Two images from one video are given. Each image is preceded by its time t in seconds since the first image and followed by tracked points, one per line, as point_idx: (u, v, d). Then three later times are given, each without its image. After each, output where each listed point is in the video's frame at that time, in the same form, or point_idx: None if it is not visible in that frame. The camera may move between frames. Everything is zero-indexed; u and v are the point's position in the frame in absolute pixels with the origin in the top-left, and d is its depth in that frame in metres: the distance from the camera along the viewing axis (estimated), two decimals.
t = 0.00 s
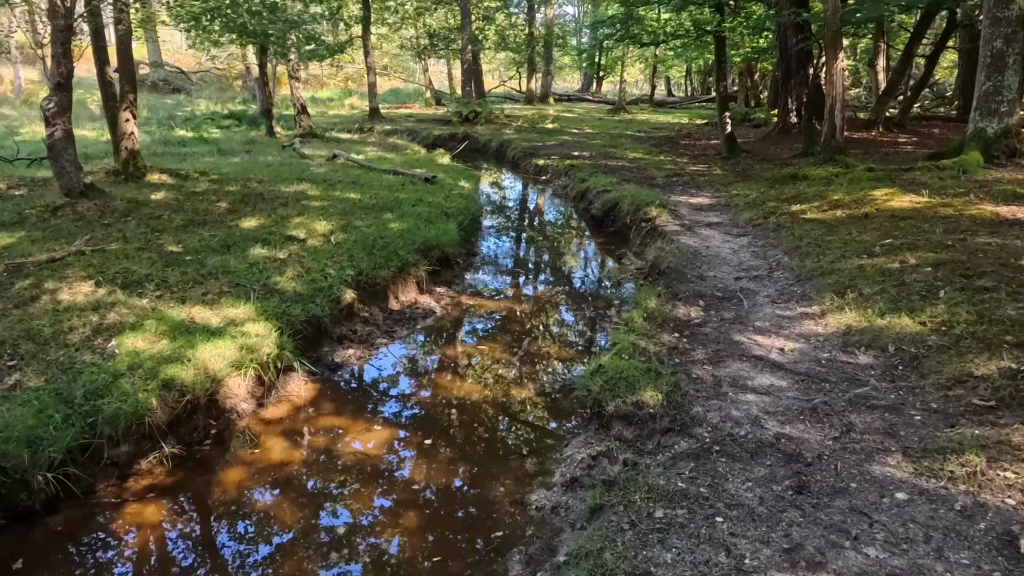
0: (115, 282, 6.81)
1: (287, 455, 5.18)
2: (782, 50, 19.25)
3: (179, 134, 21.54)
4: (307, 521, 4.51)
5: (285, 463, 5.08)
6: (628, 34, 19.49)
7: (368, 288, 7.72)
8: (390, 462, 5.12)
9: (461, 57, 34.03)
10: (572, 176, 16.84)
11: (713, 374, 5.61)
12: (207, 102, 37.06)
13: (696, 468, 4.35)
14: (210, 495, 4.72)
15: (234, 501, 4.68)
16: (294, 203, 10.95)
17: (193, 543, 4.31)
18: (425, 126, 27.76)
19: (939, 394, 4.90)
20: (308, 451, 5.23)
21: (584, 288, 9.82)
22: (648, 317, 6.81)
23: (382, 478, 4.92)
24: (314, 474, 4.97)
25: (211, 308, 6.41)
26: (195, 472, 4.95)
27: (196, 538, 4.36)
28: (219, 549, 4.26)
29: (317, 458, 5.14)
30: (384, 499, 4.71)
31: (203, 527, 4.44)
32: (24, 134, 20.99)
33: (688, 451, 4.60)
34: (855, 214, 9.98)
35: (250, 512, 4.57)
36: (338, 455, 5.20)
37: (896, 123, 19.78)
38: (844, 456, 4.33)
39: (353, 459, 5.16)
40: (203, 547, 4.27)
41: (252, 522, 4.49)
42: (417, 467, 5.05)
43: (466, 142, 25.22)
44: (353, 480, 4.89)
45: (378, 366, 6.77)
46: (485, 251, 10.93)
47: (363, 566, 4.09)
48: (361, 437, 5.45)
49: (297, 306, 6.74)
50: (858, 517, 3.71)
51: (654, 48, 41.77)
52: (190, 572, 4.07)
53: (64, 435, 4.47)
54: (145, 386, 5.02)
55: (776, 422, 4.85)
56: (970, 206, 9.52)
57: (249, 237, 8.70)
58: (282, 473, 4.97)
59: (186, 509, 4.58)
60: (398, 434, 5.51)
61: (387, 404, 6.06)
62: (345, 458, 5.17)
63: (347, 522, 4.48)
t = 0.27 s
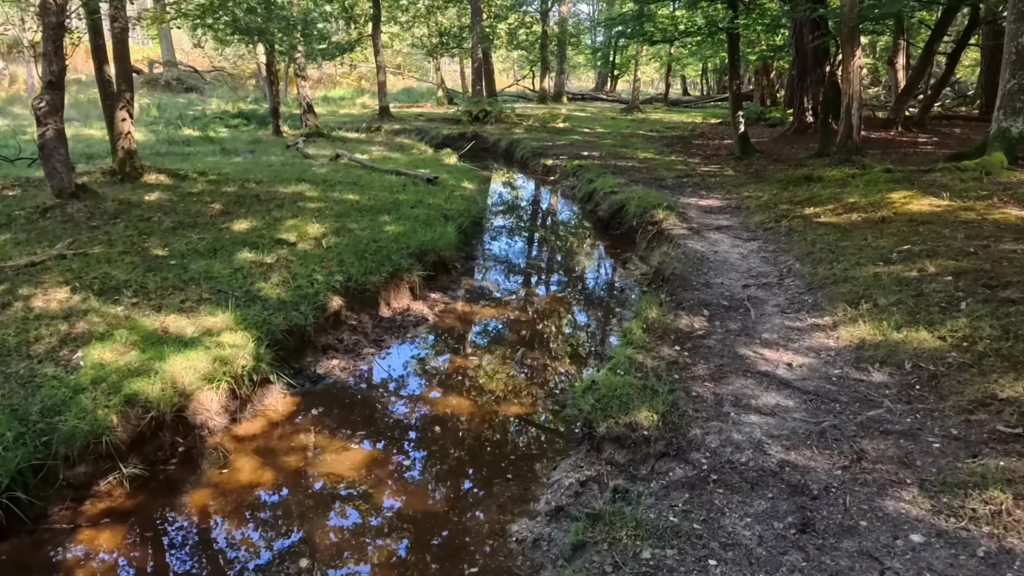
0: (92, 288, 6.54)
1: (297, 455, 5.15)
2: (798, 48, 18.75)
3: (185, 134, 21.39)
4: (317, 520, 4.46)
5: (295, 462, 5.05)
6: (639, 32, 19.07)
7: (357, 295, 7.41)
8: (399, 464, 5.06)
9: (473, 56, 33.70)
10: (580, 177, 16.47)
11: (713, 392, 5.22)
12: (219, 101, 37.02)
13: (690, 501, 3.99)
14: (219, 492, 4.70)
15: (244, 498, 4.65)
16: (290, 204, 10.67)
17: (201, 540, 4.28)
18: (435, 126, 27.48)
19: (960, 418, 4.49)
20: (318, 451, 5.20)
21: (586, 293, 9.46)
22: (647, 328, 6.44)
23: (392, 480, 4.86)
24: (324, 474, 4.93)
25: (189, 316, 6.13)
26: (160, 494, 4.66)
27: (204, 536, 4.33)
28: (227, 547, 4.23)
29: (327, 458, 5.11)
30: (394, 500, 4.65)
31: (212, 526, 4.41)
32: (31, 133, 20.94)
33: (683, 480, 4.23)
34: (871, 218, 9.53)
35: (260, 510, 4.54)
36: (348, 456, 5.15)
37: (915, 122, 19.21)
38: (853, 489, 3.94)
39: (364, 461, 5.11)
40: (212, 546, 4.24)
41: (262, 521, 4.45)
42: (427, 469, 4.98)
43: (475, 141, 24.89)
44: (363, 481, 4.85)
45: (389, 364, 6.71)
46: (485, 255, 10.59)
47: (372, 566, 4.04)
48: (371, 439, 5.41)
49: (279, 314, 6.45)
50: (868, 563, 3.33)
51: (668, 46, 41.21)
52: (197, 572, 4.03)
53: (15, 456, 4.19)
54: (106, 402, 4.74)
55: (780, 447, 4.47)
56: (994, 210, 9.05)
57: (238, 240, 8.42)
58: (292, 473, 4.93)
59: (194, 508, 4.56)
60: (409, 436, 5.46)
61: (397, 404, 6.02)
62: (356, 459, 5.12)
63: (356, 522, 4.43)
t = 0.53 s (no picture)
0: (65, 290, 6.25)
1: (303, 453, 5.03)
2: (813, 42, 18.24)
3: (189, 130, 21.18)
4: (323, 516, 4.35)
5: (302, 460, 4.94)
6: (648, 26, 18.63)
7: (345, 298, 7.07)
8: (407, 463, 4.93)
9: (481, 52, 33.31)
10: (586, 175, 16.08)
11: (717, 407, 4.83)
12: (227, 99, 36.89)
13: (688, 532, 3.62)
14: (223, 489, 4.59)
15: (249, 495, 4.55)
16: (284, 202, 10.35)
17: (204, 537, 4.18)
18: (442, 123, 27.14)
19: (988, 440, 4.08)
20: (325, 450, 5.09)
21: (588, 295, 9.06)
22: (649, 335, 6.05)
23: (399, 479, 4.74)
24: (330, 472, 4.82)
25: (163, 320, 5.82)
26: (119, 514, 4.33)
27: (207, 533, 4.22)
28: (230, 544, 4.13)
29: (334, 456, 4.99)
30: (402, 499, 4.52)
31: (216, 522, 4.31)
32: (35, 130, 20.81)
33: (682, 507, 3.85)
34: (888, 218, 9.09)
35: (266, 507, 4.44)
36: (356, 455, 5.03)
37: (933, 119, 18.66)
38: (870, 521, 3.54)
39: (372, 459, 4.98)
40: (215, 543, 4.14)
41: (267, 517, 4.35)
42: (435, 467, 4.85)
43: (482, 139, 24.52)
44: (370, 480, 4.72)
45: (396, 365, 6.54)
46: (484, 255, 10.23)
47: (379, 566, 3.92)
48: (378, 436, 5.28)
49: (260, 318, 6.12)
50: None
51: (681, 43, 40.63)
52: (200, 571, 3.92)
53: None
54: (63, 414, 4.42)
55: (789, 470, 4.07)
56: (1019, 210, 8.59)
57: (225, 239, 8.11)
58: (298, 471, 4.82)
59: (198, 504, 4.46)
60: (417, 432, 5.32)
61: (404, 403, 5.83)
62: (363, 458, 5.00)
63: (362, 520, 4.31)
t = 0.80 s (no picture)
0: (28, 298, 5.91)
1: (305, 455, 4.96)
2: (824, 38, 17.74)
3: (188, 129, 20.91)
4: (325, 519, 4.28)
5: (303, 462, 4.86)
6: (654, 22, 18.19)
7: (328, 305, 6.71)
8: (411, 464, 4.82)
9: (487, 49, 32.90)
10: (590, 174, 15.67)
11: (718, 431, 4.43)
12: (232, 96, 36.66)
13: None
14: (222, 490, 4.52)
15: (249, 496, 4.48)
16: (273, 203, 10.00)
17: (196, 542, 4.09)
18: (446, 121, 26.76)
19: (1020, 476, 3.66)
20: (328, 451, 5.01)
21: (586, 301, 8.66)
22: (647, 348, 5.65)
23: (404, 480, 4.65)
24: (333, 474, 4.74)
25: (128, 331, 5.47)
26: (60, 547, 3.97)
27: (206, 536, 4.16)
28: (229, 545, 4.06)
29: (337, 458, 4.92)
30: (406, 501, 4.45)
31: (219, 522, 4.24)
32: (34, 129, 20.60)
33: (676, 550, 3.45)
34: (903, 222, 8.64)
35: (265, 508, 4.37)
36: (360, 456, 4.95)
37: (948, 118, 18.12)
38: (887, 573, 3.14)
39: (376, 459, 4.90)
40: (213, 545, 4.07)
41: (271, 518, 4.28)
42: (440, 469, 4.75)
43: (486, 137, 24.12)
44: (375, 481, 4.64)
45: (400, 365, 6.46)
46: (480, 258, 9.85)
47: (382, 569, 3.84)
48: (383, 437, 5.18)
49: (233, 329, 5.76)
50: None
51: (690, 40, 40.07)
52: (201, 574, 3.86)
53: None
54: (4, 438, 4.07)
55: (797, 508, 3.67)
56: None
57: (205, 242, 7.76)
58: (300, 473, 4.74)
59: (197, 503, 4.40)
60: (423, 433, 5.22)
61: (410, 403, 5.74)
62: (368, 458, 4.91)
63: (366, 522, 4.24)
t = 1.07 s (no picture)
0: None
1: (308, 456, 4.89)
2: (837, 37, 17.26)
3: (190, 129, 20.67)
4: (328, 522, 4.23)
5: (306, 464, 4.80)
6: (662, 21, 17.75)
7: (307, 317, 6.38)
8: (418, 464, 4.74)
9: (495, 49, 32.52)
10: (594, 176, 15.27)
11: (713, 464, 4.04)
12: (239, 96, 36.50)
13: None
14: (222, 493, 4.47)
15: (251, 498, 4.44)
16: (262, 207, 9.67)
17: (194, 543, 4.04)
18: (451, 121, 26.42)
19: None
20: (332, 452, 4.94)
21: (583, 310, 8.28)
22: (640, 366, 5.26)
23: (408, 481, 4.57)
24: (336, 475, 4.67)
25: (88, 346, 5.15)
26: None
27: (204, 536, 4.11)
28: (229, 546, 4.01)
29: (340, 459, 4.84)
30: (410, 501, 4.37)
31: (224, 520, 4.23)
32: (35, 129, 20.44)
33: None
34: (918, 229, 8.21)
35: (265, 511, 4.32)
36: (363, 457, 4.86)
37: (965, 119, 17.58)
38: None
39: (381, 459, 4.81)
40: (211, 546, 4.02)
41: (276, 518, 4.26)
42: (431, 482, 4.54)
43: (491, 138, 23.76)
44: (379, 481, 4.57)
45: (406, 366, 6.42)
46: (475, 264, 9.48)
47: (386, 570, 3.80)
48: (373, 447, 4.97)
49: (200, 344, 5.43)
50: None
51: (701, 39, 39.52)
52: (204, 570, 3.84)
53: None
54: None
55: (799, 557, 3.28)
56: None
57: (184, 249, 7.45)
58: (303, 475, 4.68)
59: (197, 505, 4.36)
60: (429, 435, 5.12)
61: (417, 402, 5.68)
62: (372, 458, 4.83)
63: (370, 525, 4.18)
